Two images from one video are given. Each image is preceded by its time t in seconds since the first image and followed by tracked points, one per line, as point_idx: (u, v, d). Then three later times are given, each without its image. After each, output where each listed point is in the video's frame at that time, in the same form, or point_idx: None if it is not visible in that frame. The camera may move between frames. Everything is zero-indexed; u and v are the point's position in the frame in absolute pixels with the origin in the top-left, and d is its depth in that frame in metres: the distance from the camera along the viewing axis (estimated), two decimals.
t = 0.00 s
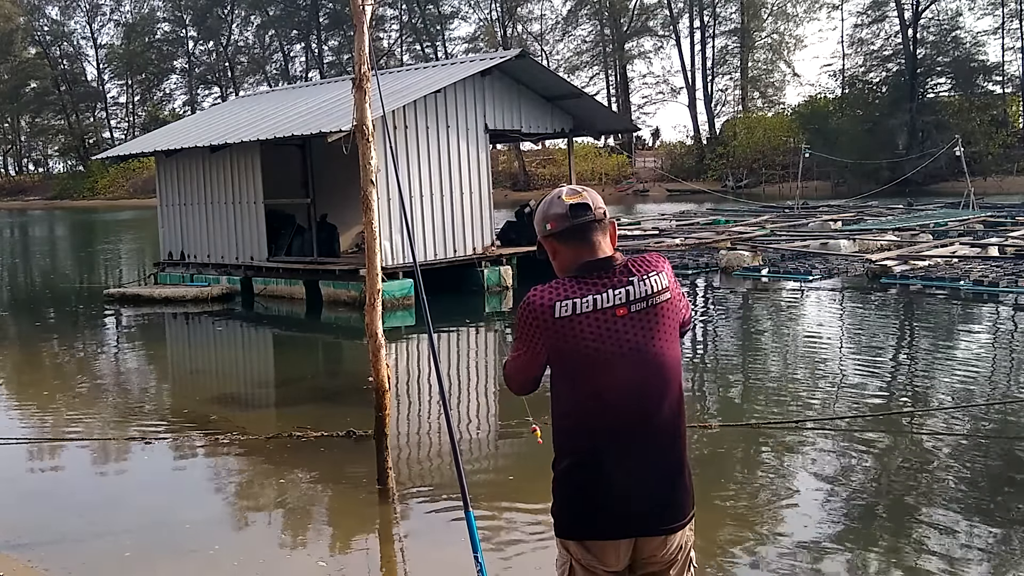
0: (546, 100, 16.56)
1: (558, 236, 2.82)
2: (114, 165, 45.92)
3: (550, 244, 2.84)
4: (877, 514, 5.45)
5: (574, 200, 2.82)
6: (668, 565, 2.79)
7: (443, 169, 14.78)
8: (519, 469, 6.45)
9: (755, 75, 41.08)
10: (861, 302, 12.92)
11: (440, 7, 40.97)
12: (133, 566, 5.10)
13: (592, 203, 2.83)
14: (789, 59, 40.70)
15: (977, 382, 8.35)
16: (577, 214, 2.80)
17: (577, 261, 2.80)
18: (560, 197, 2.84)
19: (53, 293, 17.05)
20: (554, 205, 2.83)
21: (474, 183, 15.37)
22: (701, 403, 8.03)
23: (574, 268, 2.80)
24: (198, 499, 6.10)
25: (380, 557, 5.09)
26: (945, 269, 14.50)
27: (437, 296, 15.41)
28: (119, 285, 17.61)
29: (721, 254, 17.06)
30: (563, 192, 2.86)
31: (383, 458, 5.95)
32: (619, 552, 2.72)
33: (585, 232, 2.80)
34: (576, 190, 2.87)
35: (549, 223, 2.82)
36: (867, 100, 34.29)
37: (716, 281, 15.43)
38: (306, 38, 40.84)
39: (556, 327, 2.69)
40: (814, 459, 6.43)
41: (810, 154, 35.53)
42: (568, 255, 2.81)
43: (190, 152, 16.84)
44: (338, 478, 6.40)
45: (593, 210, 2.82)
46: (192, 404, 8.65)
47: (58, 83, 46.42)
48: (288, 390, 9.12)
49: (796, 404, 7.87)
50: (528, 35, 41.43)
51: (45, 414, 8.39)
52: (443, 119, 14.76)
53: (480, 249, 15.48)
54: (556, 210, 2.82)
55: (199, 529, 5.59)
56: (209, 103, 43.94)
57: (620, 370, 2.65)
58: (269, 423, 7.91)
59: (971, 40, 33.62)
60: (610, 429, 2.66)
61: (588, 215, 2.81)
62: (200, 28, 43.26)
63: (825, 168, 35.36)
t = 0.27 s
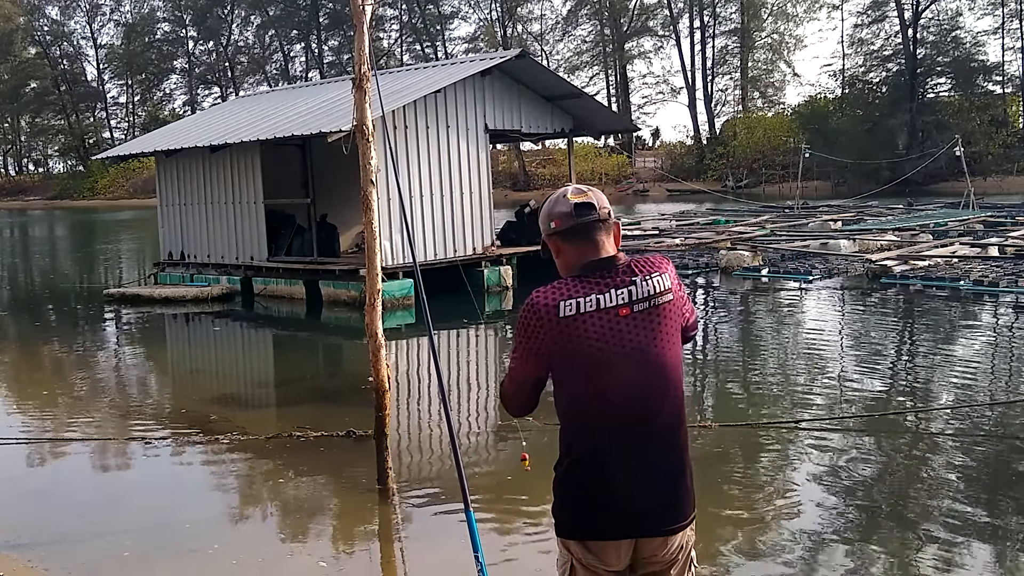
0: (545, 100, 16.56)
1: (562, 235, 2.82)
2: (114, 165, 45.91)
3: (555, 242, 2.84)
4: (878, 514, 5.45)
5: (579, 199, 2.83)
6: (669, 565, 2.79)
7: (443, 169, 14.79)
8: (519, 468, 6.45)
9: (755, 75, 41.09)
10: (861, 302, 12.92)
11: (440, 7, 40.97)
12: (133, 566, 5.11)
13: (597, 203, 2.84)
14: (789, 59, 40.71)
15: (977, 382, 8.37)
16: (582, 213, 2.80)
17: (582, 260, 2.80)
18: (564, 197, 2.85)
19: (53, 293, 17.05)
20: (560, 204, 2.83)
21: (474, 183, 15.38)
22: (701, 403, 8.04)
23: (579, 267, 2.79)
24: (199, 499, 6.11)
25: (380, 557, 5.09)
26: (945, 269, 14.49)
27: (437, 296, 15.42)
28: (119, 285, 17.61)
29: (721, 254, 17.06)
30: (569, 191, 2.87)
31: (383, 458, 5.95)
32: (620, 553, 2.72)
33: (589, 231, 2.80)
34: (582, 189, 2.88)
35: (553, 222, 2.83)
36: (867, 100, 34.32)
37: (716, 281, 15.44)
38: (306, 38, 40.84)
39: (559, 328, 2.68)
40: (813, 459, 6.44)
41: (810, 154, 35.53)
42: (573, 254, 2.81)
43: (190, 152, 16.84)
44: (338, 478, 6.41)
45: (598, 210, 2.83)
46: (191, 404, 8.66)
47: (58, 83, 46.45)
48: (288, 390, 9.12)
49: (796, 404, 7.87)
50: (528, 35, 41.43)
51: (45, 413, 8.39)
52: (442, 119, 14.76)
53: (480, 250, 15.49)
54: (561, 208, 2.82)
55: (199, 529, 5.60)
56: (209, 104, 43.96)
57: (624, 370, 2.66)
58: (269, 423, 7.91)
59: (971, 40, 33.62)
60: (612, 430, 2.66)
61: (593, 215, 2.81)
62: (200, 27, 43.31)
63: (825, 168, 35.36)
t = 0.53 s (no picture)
0: (546, 100, 16.56)
1: (568, 234, 2.81)
2: (114, 165, 45.88)
3: (559, 241, 2.83)
4: (878, 514, 5.45)
5: (585, 198, 2.82)
6: (670, 565, 2.79)
7: (443, 169, 14.79)
8: (519, 468, 6.45)
9: (755, 76, 41.12)
10: (861, 302, 12.91)
11: (440, 7, 40.97)
12: (132, 566, 5.10)
13: (602, 203, 2.83)
14: (789, 59, 40.73)
15: (977, 382, 8.37)
16: (589, 212, 2.80)
17: (587, 260, 2.79)
18: (570, 195, 2.84)
19: (53, 294, 17.05)
20: (565, 203, 2.82)
21: (474, 183, 15.37)
22: (701, 403, 8.03)
23: (585, 266, 2.79)
24: (199, 499, 6.11)
25: (380, 557, 5.09)
26: (945, 270, 14.50)
27: (437, 296, 15.42)
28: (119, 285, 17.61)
29: (721, 254, 17.06)
30: (573, 190, 2.87)
31: (383, 458, 5.94)
32: (622, 553, 2.72)
33: (594, 231, 2.79)
34: (586, 189, 2.87)
35: (558, 221, 2.81)
36: (867, 100, 34.34)
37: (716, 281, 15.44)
38: (306, 38, 40.86)
39: (564, 328, 2.67)
40: (813, 459, 6.44)
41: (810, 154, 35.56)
42: (578, 253, 2.80)
43: (190, 151, 16.84)
44: (338, 478, 6.40)
45: (604, 210, 2.82)
46: (191, 404, 8.66)
47: (58, 83, 46.45)
48: (288, 390, 9.12)
49: (796, 404, 7.87)
50: (528, 35, 41.44)
51: (45, 413, 8.39)
52: (442, 119, 14.76)
53: (480, 250, 15.49)
54: (567, 207, 2.81)
55: (199, 528, 5.60)
56: (209, 103, 43.98)
57: (628, 369, 2.65)
58: (269, 423, 7.90)
59: (971, 40, 33.66)
60: (616, 431, 2.66)
61: (599, 215, 2.81)
62: (200, 28, 43.33)
63: (825, 168, 35.38)
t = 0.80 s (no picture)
0: (546, 100, 16.56)
1: (571, 233, 2.80)
2: (113, 165, 45.86)
3: (562, 240, 2.82)
4: (878, 514, 5.45)
5: (589, 197, 2.82)
6: (671, 564, 2.80)
7: (443, 169, 14.79)
8: (519, 468, 6.45)
9: (755, 76, 41.13)
10: (861, 302, 12.91)
11: (440, 7, 40.96)
12: (133, 566, 5.10)
13: (606, 203, 2.83)
14: (789, 59, 40.74)
15: (977, 382, 8.36)
16: (593, 212, 2.79)
17: (590, 259, 2.79)
18: (574, 194, 2.83)
19: (53, 293, 17.05)
20: (570, 200, 2.81)
21: (474, 183, 15.37)
22: (701, 403, 8.03)
23: (587, 265, 2.79)
24: (199, 499, 6.11)
25: (379, 557, 5.09)
26: (945, 270, 14.50)
27: (437, 296, 15.42)
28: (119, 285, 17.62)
29: (721, 254, 17.06)
30: (576, 190, 2.86)
31: (383, 458, 5.93)
32: (625, 552, 2.72)
33: (598, 230, 2.79)
34: (589, 188, 2.87)
35: (562, 219, 2.81)
36: (867, 100, 34.35)
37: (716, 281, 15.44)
38: (306, 38, 40.85)
39: (568, 327, 2.66)
40: (812, 459, 6.44)
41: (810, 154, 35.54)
42: (581, 252, 2.80)
43: (190, 152, 16.84)
44: (338, 478, 6.40)
45: (608, 210, 2.82)
46: (191, 404, 8.65)
47: (58, 83, 46.46)
48: (288, 390, 9.13)
49: (796, 404, 7.86)
50: (528, 35, 41.44)
51: (45, 413, 8.39)
52: (443, 119, 14.76)
53: (480, 250, 15.49)
54: (572, 205, 2.80)
55: (199, 528, 5.60)
56: (209, 103, 43.99)
57: (632, 369, 2.65)
58: (270, 423, 7.90)
59: (971, 40, 33.67)
60: (620, 431, 2.66)
61: (602, 215, 2.81)
62: (200, 28, 43.35)
63: (825, 168, 35.39)
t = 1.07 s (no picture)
0: (546, 101, 16.56)
1: (573, 232, 2.80)
2: (113, 165, 45.82)
3: (564, 240, 2.82)
4: (878, 514, 5.45)
5: (591, 197, 2.82)
6: (672, 564, 2.80)
7: (443, 169, 14.79)
8: (519, 468, 6.45)
9: (756, 75, 41.13)
10: (861, 302, 12.92)
11: (440, 7, 40.95)
12: (133, 566, 5.10)
13: (608, 204, 2.83)
14: (789, 59, 40.73)
15: (977, 382, 8.37)
16: (595, 212, 2.80)
17: (592, 258, 2.79)
18: (576, 194, 2.83)
19: (52, 293, 17.05)
20: (572, 200, 2.81)
21: (474, 183, 15.37)
22: (701, 403, 8.03)
23: (589, 265, 2.79)
24: (199, 499, 6.10)
25: (379, 557, 5.09)
26: (945, 270, 14.50)
27: (437, 296, 15.42)
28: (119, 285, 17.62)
29: (721, 254, 17.06)
30: (579, 189, 2.86)
31: (383, 458, 5.94)
32: (627, 552, 2.72)
33: (600, 230, 2.80)
34: (591, 188, 2.87)
35: (565, 218, 2.80)
36: (867, 100, 34.36)
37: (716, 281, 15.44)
38: (306, 38, 40.82)
39: (573, 326, 2.64)
40: (812, 459, 6.43)
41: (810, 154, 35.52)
42: (583, 252, 2.80)
43: (190, 151, 16.84)
44: (338, 478, 6.40)
45: (609, 211, 2.83)
46: (192, 404, 8.65)
47: (58, 83, 46.45)
48: (288, 390, 9.13)
49: (796, 404, 7.87)
50: (528, 35, 41.41)
51: (45, 413, 8.39)
52: (442, 119, 14.76)
53: (480, 250, 15.48)
54: (574, 205, 2.80)
55: (199, 528, 5.60)
56: (209, 103, 44.00)
57: (634, 368, 2.65)
58: (270, 424, 7.91)
59: (971, 40, 33.68)
60: (623, 430, 2.66)
61: (604, 215, 2.81)
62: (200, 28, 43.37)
63: (825, 168, 35.38)
